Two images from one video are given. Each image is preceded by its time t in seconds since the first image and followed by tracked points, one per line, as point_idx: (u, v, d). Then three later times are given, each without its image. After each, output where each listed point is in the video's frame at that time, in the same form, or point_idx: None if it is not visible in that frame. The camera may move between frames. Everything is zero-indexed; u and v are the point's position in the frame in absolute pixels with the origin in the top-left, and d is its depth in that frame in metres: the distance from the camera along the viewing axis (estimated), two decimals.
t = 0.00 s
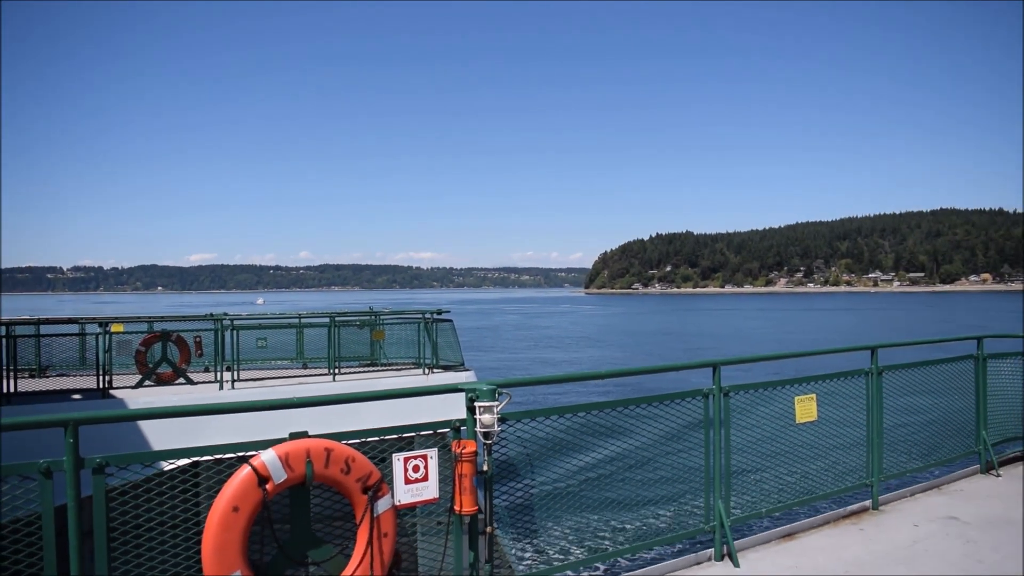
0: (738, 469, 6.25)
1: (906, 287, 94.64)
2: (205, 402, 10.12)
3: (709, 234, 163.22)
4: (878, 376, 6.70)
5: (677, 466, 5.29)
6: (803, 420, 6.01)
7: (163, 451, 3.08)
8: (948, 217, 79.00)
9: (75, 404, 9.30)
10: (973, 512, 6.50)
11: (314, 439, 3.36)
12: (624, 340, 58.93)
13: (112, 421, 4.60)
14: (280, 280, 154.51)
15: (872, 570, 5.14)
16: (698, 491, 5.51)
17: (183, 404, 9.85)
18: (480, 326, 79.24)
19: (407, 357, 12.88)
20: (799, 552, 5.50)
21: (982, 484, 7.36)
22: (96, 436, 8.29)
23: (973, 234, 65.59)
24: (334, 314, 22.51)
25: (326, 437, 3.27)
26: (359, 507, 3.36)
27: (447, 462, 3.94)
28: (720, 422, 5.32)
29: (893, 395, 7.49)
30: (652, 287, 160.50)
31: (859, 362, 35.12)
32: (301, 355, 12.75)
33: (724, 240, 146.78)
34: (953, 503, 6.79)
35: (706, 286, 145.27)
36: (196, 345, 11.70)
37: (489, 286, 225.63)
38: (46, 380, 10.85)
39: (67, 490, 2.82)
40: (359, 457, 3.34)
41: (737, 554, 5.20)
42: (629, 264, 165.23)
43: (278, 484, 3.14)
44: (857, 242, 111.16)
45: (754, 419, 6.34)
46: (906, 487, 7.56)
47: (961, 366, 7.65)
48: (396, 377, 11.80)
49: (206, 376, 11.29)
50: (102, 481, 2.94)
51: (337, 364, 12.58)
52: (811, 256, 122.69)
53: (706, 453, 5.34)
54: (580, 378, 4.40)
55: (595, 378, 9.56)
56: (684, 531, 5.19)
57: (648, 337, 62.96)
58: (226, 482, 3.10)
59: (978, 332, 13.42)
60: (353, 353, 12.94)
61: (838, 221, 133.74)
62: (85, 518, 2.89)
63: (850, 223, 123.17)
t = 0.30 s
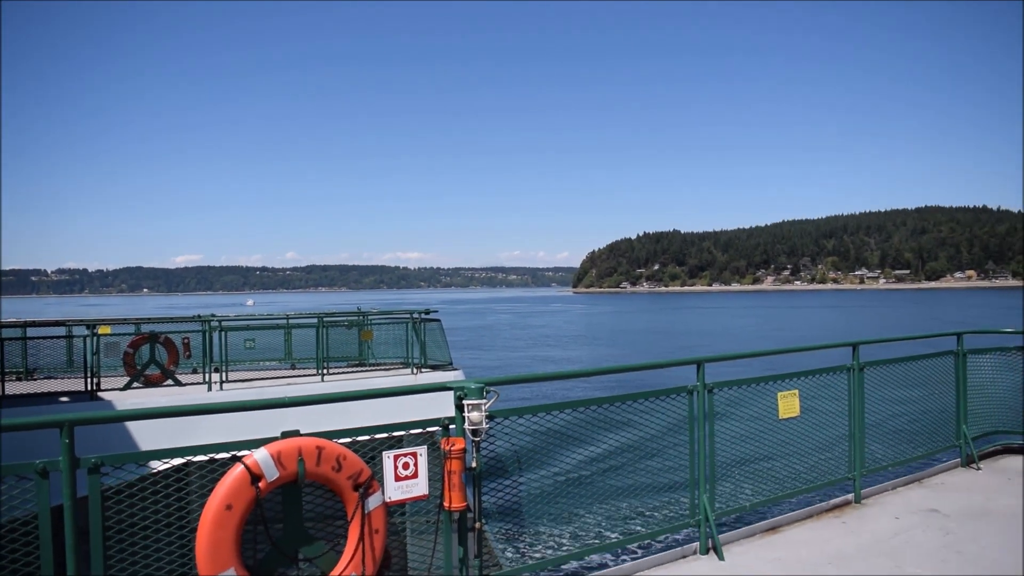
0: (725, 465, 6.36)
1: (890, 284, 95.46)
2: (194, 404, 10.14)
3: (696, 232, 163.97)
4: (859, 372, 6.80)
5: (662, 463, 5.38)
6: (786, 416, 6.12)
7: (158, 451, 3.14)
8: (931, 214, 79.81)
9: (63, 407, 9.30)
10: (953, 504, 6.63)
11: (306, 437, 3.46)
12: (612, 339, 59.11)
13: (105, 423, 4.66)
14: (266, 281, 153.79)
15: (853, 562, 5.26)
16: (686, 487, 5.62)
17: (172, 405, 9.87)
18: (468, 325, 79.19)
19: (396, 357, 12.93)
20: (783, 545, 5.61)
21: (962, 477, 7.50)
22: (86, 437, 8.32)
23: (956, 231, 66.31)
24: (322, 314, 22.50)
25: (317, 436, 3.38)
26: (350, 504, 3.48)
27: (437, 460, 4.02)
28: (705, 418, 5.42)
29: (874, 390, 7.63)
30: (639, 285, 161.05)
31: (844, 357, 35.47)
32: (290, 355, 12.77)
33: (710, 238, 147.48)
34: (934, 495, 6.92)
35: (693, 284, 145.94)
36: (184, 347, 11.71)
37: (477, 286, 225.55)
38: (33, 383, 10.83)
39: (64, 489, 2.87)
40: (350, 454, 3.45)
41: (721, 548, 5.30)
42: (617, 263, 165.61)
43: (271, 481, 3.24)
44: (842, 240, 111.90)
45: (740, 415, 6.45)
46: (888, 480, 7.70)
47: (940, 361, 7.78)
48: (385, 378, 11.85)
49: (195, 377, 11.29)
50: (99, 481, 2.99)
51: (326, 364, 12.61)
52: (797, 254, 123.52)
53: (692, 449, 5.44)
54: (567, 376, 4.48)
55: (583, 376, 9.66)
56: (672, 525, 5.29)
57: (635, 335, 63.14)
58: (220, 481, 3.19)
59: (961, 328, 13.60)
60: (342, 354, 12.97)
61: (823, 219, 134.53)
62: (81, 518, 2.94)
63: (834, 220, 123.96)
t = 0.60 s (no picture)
0: (711, 462, 6.43)
1: (879, 281, 95.96)
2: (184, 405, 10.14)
3: (685, 232, 164.40)
4: (845, 370, 6.89)
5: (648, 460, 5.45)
6: (773, 413, 6.18)
7: (149, 451, 3.17)
8: (919, 213, 80.32)
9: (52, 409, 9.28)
10: (937, 500, 6.71)
11: (296, 437, 3.50)
12: (603, 338, 59.22)
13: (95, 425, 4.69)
14: (256, 282, 153.14)
15: (839, 557, 5.33)
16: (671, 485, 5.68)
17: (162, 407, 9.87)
18: (459, 326, 79.11)
19: (386, 357, 12.95)
20: (771, 540, 5.67)
21: (947, 473, 7.59)
22: (77, 438, 8.32)
23: (944, 229, 66.68)
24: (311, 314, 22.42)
25: (308, 435, 3.43)
26: (341, 502, 3.53)
27: (426, 459, 4.07)
28: (692, 416, 5.48)
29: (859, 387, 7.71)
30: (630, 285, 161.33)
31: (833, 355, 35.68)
32: (280, 356, 12.76)
33: (700, 238, 147.86)
34: (919, 491, 7.01)
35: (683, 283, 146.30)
36: (174, 348, 11.69)
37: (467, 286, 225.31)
38: (22, 385, 10.78)
39: (56, 488, 2.90)
40: (340, 453, 3.50)
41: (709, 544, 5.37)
42: (607, 263, 165.86)
43: (262, 480, 3.29)
44: (831, 240, 112.47)
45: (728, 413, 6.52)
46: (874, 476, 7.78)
47: (925, 359, 7.87)
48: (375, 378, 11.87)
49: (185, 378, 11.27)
50: (90, 480, 3.02)
51: (316, 365, 12.62)
52: (786, 253, 124.02)
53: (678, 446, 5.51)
54: (555, 374, 4.53)
55: (572, 375, 9.72)
56: (658, 522, 5.35)
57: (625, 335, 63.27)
58: (212, 479, 3.24)
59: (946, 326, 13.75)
60: (332, 354, 12.97)
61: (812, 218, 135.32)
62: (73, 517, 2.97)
63: (823, 220, 124.61)
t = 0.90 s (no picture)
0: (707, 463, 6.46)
1: (878, 284, 96.01)
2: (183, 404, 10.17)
3: (685, 234, 164.53)
4: (840, 371, 6.90)
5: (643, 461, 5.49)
6: (768, 414, 6.21)
7: (148, 449, 3.21)
8: (919, 216, 80.34)
9: (52, 408, 9.30)
10: (932, 501, 6.75)
11: (293, 435, 3.54)
12: (602, 339, 59.22)
13: (95, 422, 4.73)
14: (255, 282, 152.93)
15: (833, 558, 5.36)
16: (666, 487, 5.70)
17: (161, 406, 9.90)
18: (458, 326, 79.07)
19: (385, 357, 12.99)
20: (765, 541, 5.71)
21: (942, 474, 7.63)
22: (76, 436, 8.35)
23: (944, 232, 66.73)
24: (311, 313, 22.44)
25: (304, 434, 3.46)
26: (337, 500, 3.56)
27: (422, 458, 4.10)
28: (686, 417, 5.51)
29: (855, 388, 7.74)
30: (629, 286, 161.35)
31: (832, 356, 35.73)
32: (278, 355, 12.80)
33: (700, 240, 147.91)
34: (914, 493, 7.04)
35: (682, 284, 146.30)
36: (173, 348, 11.73)
37: (466, 287, 225.37)
38: (21, 384, 10.80)
39: (55, 485, 2.93)
40: (336, 452, 3.53)
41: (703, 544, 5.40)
42: (607, 264, 165.96)
43: (258, 478, 3.33)
44: (831, 242, 112.57)
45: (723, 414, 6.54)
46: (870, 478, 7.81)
47: (921, 361, 7.89)
48: (373, 378, 11.92)
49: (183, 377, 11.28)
50: (88, 478, 3.05)
51: (314, 365, 12.65)
52: (786, 254, 124.01)
53: (672, 447, 5.54)
54: (550, 375, 4.56)
55: (570, 376, 9.76)
56: (653, 524, 5.37)
57: (625, 335, 63.30)
58: (208, 478, 3.28)
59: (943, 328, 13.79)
60: (330, 354, 13.01)
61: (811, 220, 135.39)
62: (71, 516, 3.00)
63: (823, 222, 124.67)
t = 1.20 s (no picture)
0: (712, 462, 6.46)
1: (888, 281, 95.51)
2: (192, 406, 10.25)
3: (693, 232, 164.16)
4: (846, 369, 6.88)
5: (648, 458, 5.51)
6: (773, 412, 6.21)
7: (156, 450, 3.26)
8: (929, 212, 79.92)
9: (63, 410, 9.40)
10: (939, 498, 6.74)
11: (299, 435, 3.58)
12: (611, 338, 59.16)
13: (106, 423, 4.80)
14: (263, 283, 153.44)
15: (838, 555, 5.37)
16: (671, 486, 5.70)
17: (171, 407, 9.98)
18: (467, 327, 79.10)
19: (393, 358, 13.05)
20: (771, 538, 5.72)
21: (950, 472, 7.61)
22: (86, 437, 8.43)
23: (955, 229, 66.31)
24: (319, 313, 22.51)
25: (310, 434, 3.51)
26: (342, 499, 3.61)
27: (427, 457, 4.14)
28: (691, 415, 5.53)
29: (861, 386, 7.72)
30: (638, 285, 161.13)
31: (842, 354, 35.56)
32: (287, 357, 12.88)
33: (708, 238, 147.51)
34: (921, 490, 7.04)
35: (691, 283, 145.95)
36: (183, 349, 11.83)
37: (475, 287, 225.49)
38: (32, 386, 10.91)
39: (63, 486, 2.99)
40: (341, 451, 3.58)
41: (709, 542, 5.43)
42: (615, 263, 165.77)
43: (264, 478, 3.38)
44: (840, 240, 112.04)
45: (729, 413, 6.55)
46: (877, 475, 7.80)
47: (928, 358, 7.86)
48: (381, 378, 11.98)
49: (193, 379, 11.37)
50: (97, 478, 3.10)
51: (323, 366, 12.72)
52: (795, 252, 123.51)
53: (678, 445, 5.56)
54: (554, 374, 4.59)
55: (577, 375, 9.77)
56: (658, 522, 5.36)
57: (634, 335, 63.20)
58: (215, 478, 3.33)
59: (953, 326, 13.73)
60: (339, 355, 13.08)
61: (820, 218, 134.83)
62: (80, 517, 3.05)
63: (832, 219, 124.08)
